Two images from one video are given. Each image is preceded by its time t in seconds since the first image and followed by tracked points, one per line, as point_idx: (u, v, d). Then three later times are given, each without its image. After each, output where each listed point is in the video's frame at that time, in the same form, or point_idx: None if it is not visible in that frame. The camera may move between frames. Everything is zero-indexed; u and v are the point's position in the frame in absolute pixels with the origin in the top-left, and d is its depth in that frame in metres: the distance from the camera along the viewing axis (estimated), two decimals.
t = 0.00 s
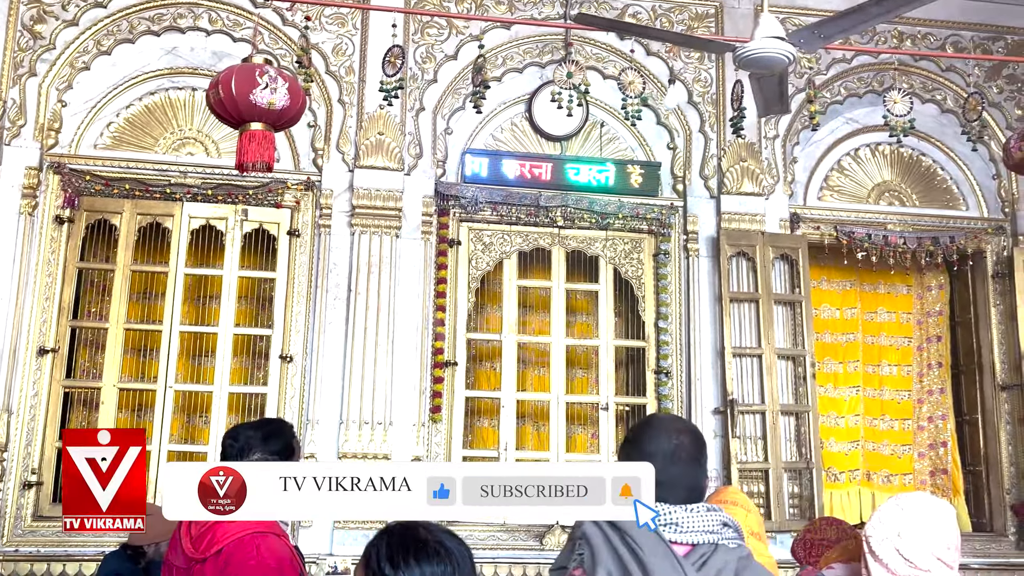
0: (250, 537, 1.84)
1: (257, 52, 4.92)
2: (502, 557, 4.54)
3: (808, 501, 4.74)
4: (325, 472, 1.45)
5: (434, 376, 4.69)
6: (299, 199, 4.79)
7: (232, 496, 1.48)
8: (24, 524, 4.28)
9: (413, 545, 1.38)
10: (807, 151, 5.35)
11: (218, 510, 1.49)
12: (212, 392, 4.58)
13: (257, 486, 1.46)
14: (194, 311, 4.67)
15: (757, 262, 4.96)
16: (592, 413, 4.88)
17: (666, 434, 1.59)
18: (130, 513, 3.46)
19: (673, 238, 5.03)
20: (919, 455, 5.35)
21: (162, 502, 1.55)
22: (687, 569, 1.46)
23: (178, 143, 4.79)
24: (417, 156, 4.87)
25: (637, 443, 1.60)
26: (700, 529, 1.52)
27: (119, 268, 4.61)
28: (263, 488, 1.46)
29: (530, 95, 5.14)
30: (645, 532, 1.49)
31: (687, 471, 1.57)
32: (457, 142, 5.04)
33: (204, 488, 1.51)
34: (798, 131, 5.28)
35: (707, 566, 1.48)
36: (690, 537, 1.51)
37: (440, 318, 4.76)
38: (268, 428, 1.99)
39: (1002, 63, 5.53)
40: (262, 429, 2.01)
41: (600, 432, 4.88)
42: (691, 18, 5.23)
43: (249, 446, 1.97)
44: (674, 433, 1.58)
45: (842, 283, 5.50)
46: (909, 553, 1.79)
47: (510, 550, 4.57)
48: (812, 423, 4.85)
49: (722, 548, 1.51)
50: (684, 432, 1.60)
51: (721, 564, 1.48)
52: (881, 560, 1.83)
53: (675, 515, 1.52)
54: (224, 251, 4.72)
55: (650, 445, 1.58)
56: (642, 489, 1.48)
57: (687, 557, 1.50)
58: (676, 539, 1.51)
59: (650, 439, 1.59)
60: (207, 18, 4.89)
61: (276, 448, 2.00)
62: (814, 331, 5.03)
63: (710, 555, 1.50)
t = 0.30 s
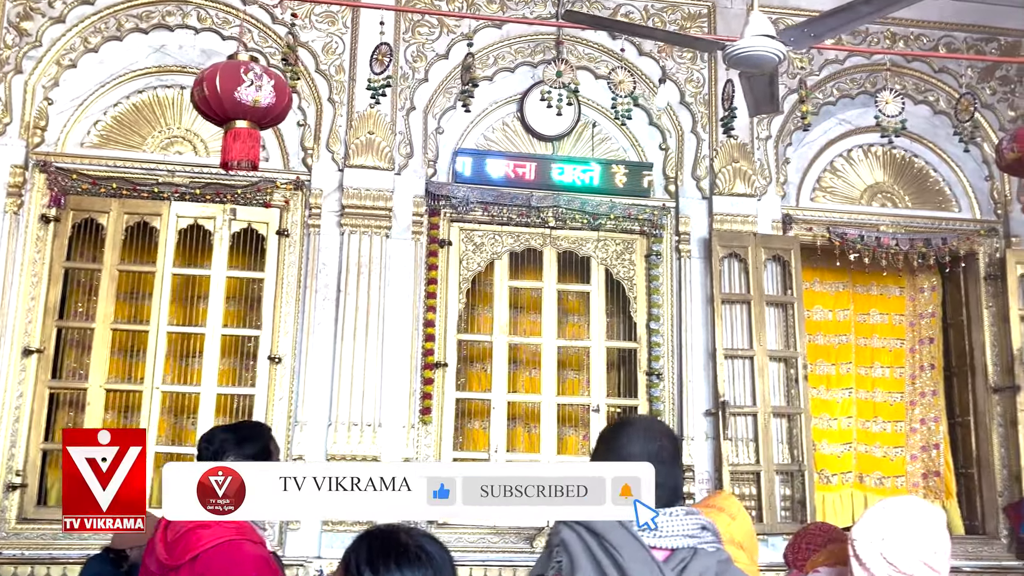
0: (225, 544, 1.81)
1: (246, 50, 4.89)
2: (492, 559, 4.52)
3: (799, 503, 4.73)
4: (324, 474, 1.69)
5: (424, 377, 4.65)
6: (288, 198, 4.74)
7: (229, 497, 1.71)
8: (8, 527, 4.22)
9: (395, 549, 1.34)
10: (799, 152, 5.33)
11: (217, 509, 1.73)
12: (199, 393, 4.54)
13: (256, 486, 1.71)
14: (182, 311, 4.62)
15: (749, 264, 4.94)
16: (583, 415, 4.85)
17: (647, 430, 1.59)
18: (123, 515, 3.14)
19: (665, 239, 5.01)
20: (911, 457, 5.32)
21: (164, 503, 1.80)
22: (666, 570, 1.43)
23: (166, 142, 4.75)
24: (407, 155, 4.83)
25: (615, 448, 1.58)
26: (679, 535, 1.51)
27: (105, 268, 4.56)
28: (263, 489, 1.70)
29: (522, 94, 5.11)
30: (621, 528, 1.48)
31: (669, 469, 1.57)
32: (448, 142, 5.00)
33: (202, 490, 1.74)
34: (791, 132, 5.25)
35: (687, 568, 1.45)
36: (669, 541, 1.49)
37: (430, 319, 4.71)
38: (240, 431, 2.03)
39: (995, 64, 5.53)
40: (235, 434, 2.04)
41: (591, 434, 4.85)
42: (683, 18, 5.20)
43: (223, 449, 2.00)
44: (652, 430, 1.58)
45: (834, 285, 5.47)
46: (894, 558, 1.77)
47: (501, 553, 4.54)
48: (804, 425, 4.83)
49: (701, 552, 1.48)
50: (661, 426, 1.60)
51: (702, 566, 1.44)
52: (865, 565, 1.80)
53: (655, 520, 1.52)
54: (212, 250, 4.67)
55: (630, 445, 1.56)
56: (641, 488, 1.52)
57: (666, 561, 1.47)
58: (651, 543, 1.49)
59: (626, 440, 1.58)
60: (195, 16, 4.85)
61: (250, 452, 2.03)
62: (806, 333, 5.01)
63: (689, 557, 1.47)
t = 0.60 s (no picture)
0: (195, 552, 1.85)
1: (225, 51, 4.85)
2: (472, 565, 4.48)
3: (780, 508, 4.72)
4: None
5: (404, 381, 4.60)
6: (266, 200, 4.69)
7: None
8: None
9: (351, 558, 1.38)
10: (780, 156, 5.34)
11: None
12: (175, 397, 4.49)
13: None
14: (159, 315, 4.57)
15: (730, 267, 4.93)
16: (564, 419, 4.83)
17: (580, 436, 1.63)
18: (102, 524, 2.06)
19: (646, 243, 5.01)
20: (892, 461, 5.31)
21: None
22: None
23: (143, 143, 4.70)
24: (388, 158, 4.80)
25: (553, 455, 1.61)
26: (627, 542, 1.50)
27: (81, 270, 4.51)
28: None
29: (503, 97, 5.09)
30: (569, 540, 1.48)
31: (608, 470, 1.61)
32: (429, 144, 4.97)
33: None
34: (772, 136, 5.25)
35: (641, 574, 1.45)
36: (620, 551, 1.48)
37: (410, 323, 4.67)
38: (205, 439, 2.13)
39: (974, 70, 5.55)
40: (199, 439, 2.14)
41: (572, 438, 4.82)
42: (666, 22, 5.19)
43: (186, 455, 2.10)
44: (586, 436, 1.63)
45: (816, 289, 5.46)
46: (865, 565, 1.76)
47: (480, 558, 4.51)
48: (784, 429, 4.83)
49: (651, 556, 1.49)
50: (593, 432, 1.66)
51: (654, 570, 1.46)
52: (834, 571, 1.80)
53: (600, 526, 1.51)
54: (189, 253, 4.63)
55: (566, 453, 1.60)
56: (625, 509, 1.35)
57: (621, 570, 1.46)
58: (606, 552, 1.47)
59: (563, 450, 1.62)
60: (173, 16, 4.80)
61: (215, 458, 2.12)
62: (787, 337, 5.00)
63: (640, 564, 1.47)
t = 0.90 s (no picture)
0: (168, 554, 1.80)
1: (213, 51, 4.83)
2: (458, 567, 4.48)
3: (769, 511, 4.71)
4: None
5: (393, 383, 4.60)
6: (255, 201, 4.68)
7: None
8: None
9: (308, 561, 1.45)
10: (771, 159, 5.32)
11: None
12: (162, 399, 4.47)
13: None
14: (147, 315, 4.56)
15: (719, 270, 4.94)
16: (555, 422, 4.81)
17: (528, 442, 1.39)
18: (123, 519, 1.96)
19: (636, 245, 5.00)
20: (883, 464, 5.34)
21: None
22: None
23: (131, 144, 4.69)
24: (377, 159, 4.78)
25: (494, 474, 1.35)
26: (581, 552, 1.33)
27: (68, 271, 4.49)
28: None
29: (493, 99, 5.08)
30: (531, 560, 1.26)
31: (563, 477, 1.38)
32: (419, 145, 4.95)
33: None
34: (763, 138, 5.25)
35: None
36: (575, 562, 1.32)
37: (399, 325, 4.66)
38: (184, 442, 2.10)
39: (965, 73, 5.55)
40: (177, 443, 2.11)
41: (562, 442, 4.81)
42: (656, 24, 5.19)
43: (165, 459, 2.06)
44: (527, 444, 1.37)
45: (806, 292, 5.49)
46: (841, 568, 1.76)
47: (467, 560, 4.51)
48: (773, 432, 4.82)
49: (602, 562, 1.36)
50: (540, 433, 1.42)
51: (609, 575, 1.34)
52: (811, 573, 1.79)
53: (560, 540, 1.31)
54: (177, 254, 4.61)
55: (518, 464, 1.35)
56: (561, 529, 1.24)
57: None
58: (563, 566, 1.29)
59: (506, 461, 1.36)
60: (162, 16, 4.79)
61: (194, 461, 2.09)
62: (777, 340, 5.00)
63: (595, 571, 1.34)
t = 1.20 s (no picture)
0: (153, 553, 1.75)
1: (201, 51, 4.82)
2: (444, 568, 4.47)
3: (756, 514, 4.70)
4: None
5: (380, 385, 4.58)
6: (242, 202, 4.67)
7: None
8: None
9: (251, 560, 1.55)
10: (760, 162, 5.33)
11: None
12: (148, 399, 4.45)
13: None
14: (135, 315, 4.55)
15: (708, 272, 4.93)
16: (542, 424, 4.81)
17: (466, 445, 1.38)
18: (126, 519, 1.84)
19: (625, 247, 4.98)
20: (872, 467, 5.35)
21: None
22: None
23: (118, 143, 4.68)
24: (365, 159, 4.77)
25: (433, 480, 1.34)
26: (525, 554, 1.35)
27: (53, 271, 4.46)
28: None
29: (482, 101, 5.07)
30: (472, 567, 1.27)
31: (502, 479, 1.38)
32: (407, 146, 4.94)
33: None
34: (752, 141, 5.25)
35: None
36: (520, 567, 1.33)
37: (387, 325, 4.65)
38: (165, 444, 1.95)
39: (955, 76, 5.55)
40: (159, 447, 1.97)
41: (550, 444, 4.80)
42: (646, 26, 5.19)
43: (145, 465, 1.94)
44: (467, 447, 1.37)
45: (795, 295, 5.49)
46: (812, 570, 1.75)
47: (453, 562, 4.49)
48: (761, 435, 4.81)
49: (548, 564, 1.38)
50: (479, 435, 1.41)
51: None
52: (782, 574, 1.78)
53: (501, 544, 1.33)
54: (163, 254, 4.60)
55: (455, 469, 1.35)
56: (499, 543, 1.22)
57: None
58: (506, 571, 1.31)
59: (447, 467, 1.35)
60: (150, 16, 4.78)
61: (176, 464, 1.95)
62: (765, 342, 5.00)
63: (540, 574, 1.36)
